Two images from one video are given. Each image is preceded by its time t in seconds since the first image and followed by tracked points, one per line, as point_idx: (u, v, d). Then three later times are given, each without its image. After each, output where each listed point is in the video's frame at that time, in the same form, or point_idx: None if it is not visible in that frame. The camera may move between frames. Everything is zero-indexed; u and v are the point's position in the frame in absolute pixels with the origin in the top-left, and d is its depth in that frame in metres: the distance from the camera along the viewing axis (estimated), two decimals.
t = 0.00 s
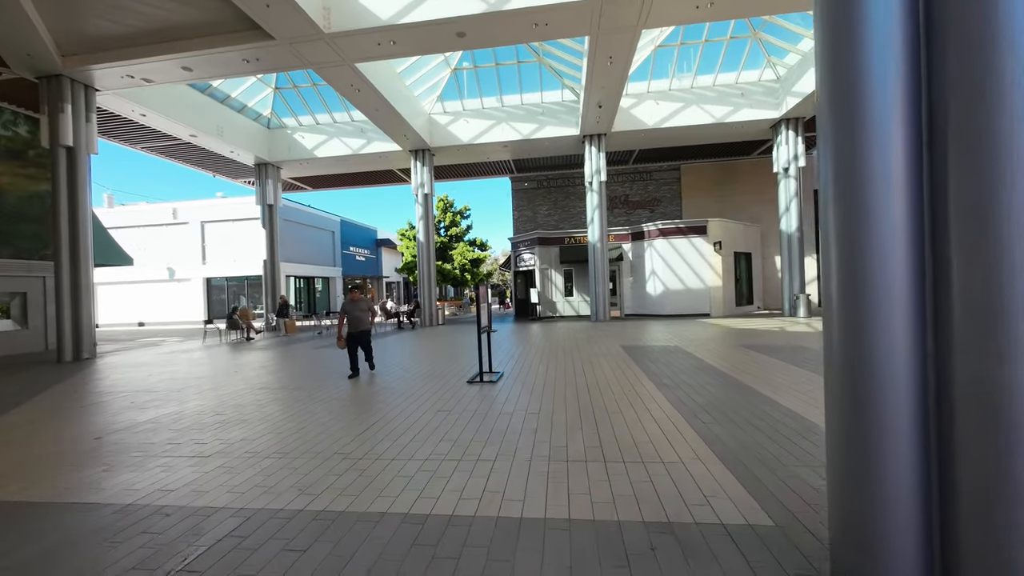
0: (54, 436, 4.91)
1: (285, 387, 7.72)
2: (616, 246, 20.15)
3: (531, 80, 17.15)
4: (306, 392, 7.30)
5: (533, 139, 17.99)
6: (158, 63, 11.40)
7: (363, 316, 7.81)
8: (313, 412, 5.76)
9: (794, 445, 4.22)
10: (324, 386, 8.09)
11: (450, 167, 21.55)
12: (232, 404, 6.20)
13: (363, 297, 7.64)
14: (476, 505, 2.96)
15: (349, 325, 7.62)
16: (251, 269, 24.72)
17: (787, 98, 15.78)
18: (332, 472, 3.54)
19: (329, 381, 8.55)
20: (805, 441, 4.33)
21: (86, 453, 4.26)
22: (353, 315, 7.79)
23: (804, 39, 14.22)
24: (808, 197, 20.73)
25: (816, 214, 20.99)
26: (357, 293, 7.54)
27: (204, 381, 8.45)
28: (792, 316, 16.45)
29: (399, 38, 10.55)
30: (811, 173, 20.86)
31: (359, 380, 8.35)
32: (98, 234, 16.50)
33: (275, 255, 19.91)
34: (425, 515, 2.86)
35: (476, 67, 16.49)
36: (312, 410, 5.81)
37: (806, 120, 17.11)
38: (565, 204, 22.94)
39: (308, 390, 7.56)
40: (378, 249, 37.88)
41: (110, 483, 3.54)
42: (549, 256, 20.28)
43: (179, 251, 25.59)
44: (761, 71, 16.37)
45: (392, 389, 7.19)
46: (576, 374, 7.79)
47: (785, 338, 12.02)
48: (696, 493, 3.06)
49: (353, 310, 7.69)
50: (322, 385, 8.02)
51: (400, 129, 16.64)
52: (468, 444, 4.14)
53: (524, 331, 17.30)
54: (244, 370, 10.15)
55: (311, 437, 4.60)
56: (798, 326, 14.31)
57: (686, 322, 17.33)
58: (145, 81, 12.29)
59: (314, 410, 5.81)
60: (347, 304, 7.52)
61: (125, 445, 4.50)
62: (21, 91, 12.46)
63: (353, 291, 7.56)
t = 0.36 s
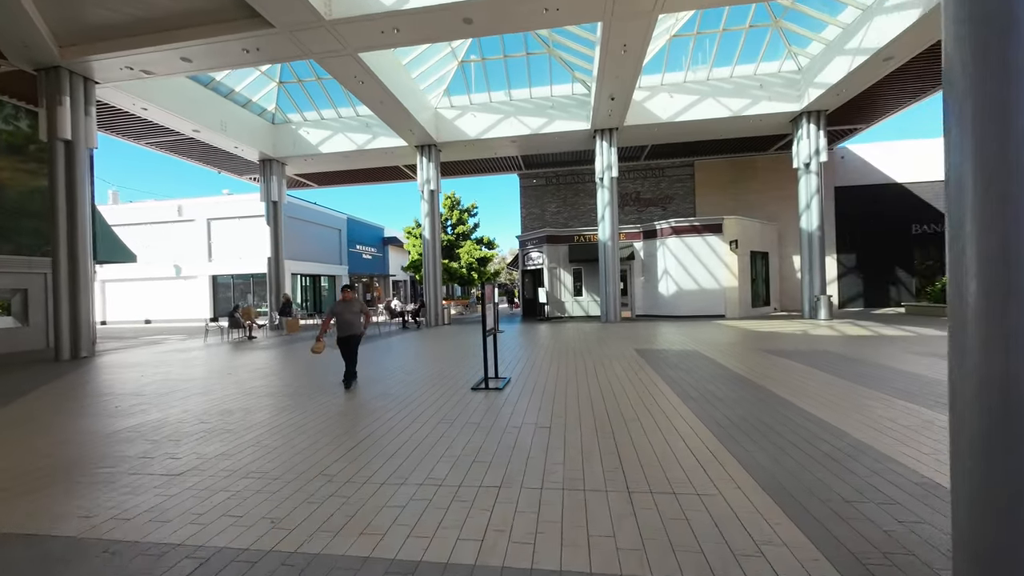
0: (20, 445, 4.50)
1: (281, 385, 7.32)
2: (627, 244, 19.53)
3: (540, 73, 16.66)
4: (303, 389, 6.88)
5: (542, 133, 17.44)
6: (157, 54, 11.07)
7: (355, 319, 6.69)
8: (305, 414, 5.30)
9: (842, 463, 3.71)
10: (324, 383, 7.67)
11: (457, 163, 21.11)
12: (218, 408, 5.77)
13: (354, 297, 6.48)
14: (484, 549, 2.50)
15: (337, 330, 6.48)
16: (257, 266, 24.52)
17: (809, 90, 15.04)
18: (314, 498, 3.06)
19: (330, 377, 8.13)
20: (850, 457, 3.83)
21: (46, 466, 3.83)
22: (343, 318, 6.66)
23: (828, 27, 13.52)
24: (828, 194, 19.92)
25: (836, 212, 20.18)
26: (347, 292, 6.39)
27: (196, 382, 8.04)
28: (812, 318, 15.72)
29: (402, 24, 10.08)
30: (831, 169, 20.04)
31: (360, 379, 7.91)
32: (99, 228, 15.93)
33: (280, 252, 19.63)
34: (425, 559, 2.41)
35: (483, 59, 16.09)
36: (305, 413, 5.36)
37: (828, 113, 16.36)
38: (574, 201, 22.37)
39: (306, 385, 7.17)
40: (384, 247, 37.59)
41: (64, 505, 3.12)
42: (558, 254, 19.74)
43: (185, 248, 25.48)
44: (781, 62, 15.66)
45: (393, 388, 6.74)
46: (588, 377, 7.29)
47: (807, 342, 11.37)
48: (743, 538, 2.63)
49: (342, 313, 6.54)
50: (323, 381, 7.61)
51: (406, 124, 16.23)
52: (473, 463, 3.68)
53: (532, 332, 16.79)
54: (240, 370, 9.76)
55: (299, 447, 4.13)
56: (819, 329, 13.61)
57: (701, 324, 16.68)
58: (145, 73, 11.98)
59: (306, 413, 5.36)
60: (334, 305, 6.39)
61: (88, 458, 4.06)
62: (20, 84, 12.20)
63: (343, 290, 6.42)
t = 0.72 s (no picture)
0: None
1: (273, 388, 6.87)
2: (640, 244, 18.87)
3: (551, 66, 16.13)
4: (296, 393, 6.43)
5: (552, 129, 16.85)
6: (155, 45, 10.73)
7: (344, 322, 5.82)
8: (291, 425, 4.80)
9: (916, 493, 3.09)
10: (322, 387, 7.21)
11: (465, 160, 20.64)
12: (201, 418, 5.32)
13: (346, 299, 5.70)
14: None
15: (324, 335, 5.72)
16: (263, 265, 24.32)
17: (834, 82, 14.27)
18: (281, 543, 2.56)
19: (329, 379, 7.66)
20: (923, 485, 3.21)
21: None
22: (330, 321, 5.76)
23: (858, 14, 12.79)
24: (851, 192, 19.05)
25: (859, 210, 19.30)
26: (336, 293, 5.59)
27: (187, 386, 7.64)
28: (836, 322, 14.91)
29: (407, 11, 9.60)
30: (854, 166, 19.18)
31: (359, 385, 7.40)
32: (103, 228, 15.69)
33: (285, 251, 19.33)
34: None
35: (492, 52, 15.67)
36: (291, 423, 4.87)
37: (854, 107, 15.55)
38: (585, 200, 21.75)
39: (300, 389, 6.71)
40: (392, 246, 37.27)
41: None
42: (568, 254, 19.17)
43: (193, 246, 25.37)
44: (805, 53, 14.92)
45: (393, 396, 6.25)
46: (600, 386, 6.77)
47: (834, 348, 10.66)
48: None
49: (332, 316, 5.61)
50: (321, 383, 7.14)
51: (412, 119, 15.79)
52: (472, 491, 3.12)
53: (540, 334, 16.22)
54: (238, 372, 9.40)
55: (277, 469, 3.63)
56: (846, 333, 12.85)
57: (717, 327, 15.99)
58: (144, 66, 11.65)
59: (293, 424, 4.86)
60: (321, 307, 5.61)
61: (39, 479, 3.60)
62: (20, 78, 11.96)
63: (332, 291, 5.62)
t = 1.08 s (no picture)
0: None
1: (266, 392, 6.39)
2: (654, 243, 18.24)
3: (563, 57, 15.57)
4: (289, 399, 5.94)
5: (563, 122, 16.28)
6: (153, 33, 10.35)
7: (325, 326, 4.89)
8: (276, 437, 4.29)
9: None
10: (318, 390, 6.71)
11: (473, 155, 20.17)
12: (181, 427, 4.83)
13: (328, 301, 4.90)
14: None
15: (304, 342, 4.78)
16: (269, 263, 24.08)
17: (862, 71, 13.52)
18: None
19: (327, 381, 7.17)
20: None
21: None
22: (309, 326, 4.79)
23: None
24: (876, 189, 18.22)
25: (884, 208, 18.47)
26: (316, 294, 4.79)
27: (178, 388, 7.22)
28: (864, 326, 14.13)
29: None
30: (879, 161, 18.36)
31: (358, 389, 6.88)
32: (105, 224, 15.58)
33: (290, 248, 19.00)
34: None
35: (502, 43, 15.16)
36: (278, 434, 4.37)
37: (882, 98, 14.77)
38: (596, 197, 21.14)
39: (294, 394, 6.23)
40: (399, 244, 36.95)
41: None
42: (578, 252, 18.59)
43: (199, 244, 25.21)
44: (832, 43, 14.19)
45: (394, 403, 5.74)
46: (620, 395, 6.21)
47: (866, 353, 9.99)
48: None
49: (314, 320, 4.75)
50: (318, 386, 6.65)
51: (419, 113, 15.32)
52: (484, 529, 2.61)
53: (550, 335, 15.65)
54: (235, 372, 8.99)
55: (254, 493, 3.12)
56: (877, 338, 12.09)
57: (735, 329, 15.31)
58: (143, 55, 11.29)
59: (280, 435, 4.35)
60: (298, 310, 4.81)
61: None
62: (18, 69, 11.66)
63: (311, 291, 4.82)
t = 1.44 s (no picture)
0: None
1: (254, 398, 5.93)
2: (666, 240, 17.64)
3: (572, 48, 15.02)
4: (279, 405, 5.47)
5: (572, 116, 15.72)
6: (148, 21, 9.99)
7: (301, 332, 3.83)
8: (255, 455, 3.81)
9: None
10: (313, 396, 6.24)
11: (480, 151, 19.68)
12: (153, 443, 4.36)
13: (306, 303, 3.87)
14: None
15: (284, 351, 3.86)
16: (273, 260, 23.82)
17: (889, 60, 12.81)
18: None
19: (323, 386, 6.73)
20: None
21: None
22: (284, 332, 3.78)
23: None
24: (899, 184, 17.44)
25: (907, 205, 17.69)
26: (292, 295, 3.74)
27: (168, 392, 6.84)
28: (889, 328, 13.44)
29: None
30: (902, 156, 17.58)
31: (354, 394, 6.36)
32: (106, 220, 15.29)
33: (293, 246, 18.68)
34: None
35: (509, 33, 14.64)
36: (256, 451, 3.87)
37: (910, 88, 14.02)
38: (606, 193, 20.55)
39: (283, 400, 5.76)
40: (404, 242, 36.58)
41: None
42: (587, 250, 18.04)
43: (204, 241, 25.02)
44: (857, 30, 13.47)
45: (391, 412, 5.22)
46: (638, 404, 5.63)
47: (896, 358, 9.35)
48: None
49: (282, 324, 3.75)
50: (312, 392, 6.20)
51: (424, 106, 14.84)
52: None
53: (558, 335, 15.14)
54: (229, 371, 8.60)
55: (215, 530, 2.65)
56: (905, 341, 11.41)
57: (751, 331, 14.68)
58: (139, 45, 10.94)
59: (259, 453, 3.86)
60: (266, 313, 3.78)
61: None
62: (13, 61, 11.36)
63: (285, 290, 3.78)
